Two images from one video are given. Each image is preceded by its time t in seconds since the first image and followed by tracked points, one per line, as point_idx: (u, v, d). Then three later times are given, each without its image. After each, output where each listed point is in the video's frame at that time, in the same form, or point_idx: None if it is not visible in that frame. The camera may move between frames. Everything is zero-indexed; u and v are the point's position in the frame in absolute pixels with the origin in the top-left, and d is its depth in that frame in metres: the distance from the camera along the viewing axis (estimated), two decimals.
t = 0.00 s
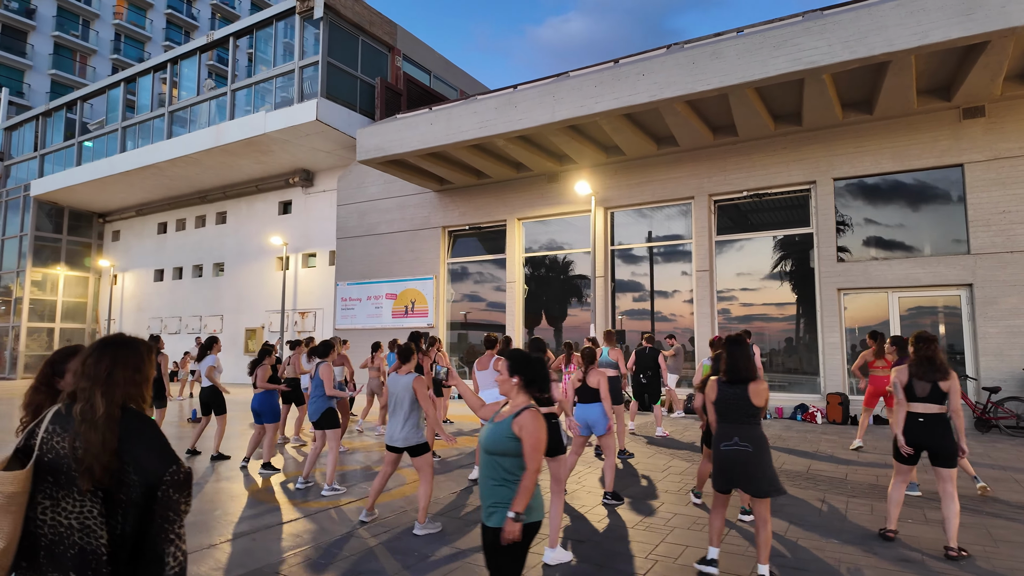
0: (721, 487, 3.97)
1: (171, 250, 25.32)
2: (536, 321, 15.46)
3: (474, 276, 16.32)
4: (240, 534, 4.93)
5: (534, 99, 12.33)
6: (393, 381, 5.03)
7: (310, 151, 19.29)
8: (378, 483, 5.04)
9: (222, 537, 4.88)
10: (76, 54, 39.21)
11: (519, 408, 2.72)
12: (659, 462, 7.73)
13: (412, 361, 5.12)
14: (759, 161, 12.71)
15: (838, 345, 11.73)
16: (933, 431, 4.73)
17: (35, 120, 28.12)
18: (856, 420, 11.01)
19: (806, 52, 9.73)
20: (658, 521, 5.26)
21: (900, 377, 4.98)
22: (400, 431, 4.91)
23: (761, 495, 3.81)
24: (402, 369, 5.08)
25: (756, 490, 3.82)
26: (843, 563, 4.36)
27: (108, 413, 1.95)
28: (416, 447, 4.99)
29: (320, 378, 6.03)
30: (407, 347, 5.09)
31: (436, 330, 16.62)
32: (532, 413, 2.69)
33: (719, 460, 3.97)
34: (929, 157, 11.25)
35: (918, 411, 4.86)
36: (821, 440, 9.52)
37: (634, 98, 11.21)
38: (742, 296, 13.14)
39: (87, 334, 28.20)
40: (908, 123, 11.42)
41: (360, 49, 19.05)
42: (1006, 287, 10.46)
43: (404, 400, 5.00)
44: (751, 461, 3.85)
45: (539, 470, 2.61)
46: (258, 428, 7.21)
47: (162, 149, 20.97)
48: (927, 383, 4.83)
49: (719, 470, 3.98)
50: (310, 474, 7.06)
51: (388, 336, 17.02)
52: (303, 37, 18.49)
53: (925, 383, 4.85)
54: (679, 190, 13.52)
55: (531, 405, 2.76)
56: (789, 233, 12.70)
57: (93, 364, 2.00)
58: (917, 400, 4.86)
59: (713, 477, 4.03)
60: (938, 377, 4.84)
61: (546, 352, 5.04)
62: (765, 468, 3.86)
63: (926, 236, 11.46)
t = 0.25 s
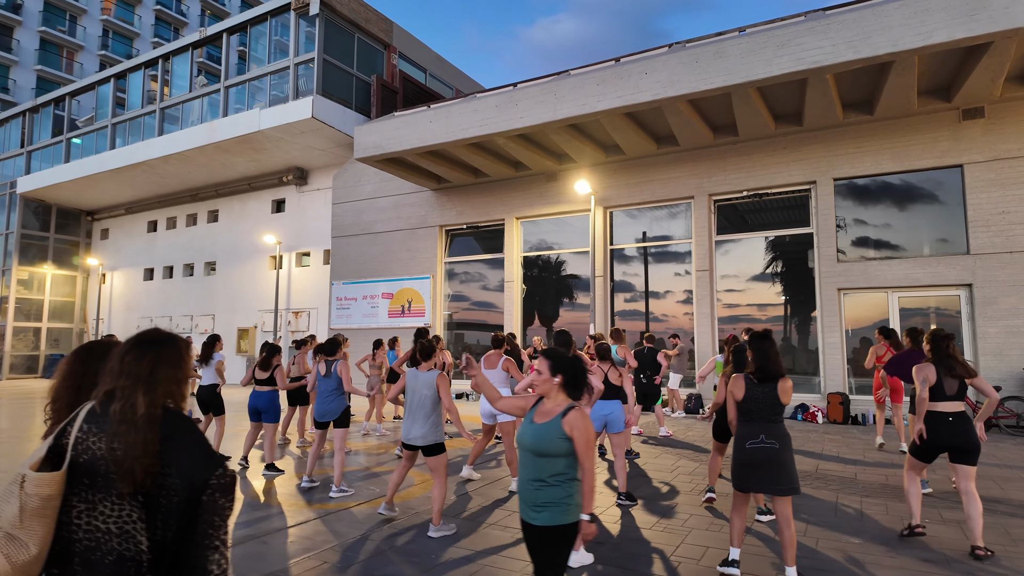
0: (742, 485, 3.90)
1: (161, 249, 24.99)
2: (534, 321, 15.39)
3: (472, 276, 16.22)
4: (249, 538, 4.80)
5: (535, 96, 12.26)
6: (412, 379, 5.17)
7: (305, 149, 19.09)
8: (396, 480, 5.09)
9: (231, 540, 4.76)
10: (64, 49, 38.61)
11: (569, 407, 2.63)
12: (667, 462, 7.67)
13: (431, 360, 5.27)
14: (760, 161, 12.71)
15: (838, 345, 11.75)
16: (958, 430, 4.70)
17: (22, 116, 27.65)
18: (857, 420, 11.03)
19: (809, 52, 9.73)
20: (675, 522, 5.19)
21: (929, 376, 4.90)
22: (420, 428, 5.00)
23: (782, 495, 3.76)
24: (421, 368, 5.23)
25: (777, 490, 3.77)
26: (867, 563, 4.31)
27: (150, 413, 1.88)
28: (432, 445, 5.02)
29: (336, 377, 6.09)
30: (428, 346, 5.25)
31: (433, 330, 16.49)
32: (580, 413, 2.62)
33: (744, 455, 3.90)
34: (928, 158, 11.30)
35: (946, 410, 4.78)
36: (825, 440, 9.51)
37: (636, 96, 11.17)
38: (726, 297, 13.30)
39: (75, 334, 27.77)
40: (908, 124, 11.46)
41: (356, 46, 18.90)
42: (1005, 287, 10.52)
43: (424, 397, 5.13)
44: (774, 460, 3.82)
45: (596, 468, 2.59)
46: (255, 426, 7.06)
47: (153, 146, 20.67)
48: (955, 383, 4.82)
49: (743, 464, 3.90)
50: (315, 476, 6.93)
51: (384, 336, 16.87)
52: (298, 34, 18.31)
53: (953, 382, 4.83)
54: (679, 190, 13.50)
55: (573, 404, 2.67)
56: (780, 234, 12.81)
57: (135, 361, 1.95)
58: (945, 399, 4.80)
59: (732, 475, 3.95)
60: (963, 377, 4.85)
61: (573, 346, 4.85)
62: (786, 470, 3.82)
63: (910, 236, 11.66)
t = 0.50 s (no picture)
0: (747, 491, 3.58)
1: (147, 248, 24.55)
2: (529, 322, 15.31)
3: (467, 277, 16.10)
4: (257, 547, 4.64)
5: (534, 96, 12.18)
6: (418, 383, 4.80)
7: (296, 147, 18.84)
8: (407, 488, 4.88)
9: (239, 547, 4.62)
10: (45, 44, 37.80)
11: (616, 410, 2.58)
12: (674, 465, 7.61)
13: (439, 362, 4.88)
14: (757, 163, 12.74)
15: (834, 346, 11.79)
16: (961, 435, 4.57)
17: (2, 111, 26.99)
18: (853, 422, 11.10)
19: (810, 54, 9.76)
20: (689, 527, 5.13)
21: (932, 377, 4.72)
22: (426, 434, 4.60)
23: (793, 502, 3.46)
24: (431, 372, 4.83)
25: (786, 496, 3.46)
26: (888, 568, 4.28)
27: (194, 423, 1.79)
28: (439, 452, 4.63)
29: (337, 380, 5.84)
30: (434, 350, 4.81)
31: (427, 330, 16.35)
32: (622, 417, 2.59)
33: (748, 462, 3.60)
34: (924, 161, 11.40)
35: (947, 412, 4.65)
36: (824, 441, 9.53)
37: (635, 97, 11.15)
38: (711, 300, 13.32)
39: (57, 334, 27.16)
40: (903, 128, 11.55)
41: (349, 44, 18.71)
42: (999, 290, 10.64)
43: (430, 401, 4.73)
44: (782, 464, 3.50)
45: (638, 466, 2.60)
46: (249, 430, 6.89)
47: (140, 143, 20.27)
48: (957, 387, 4.65)
49: (744, 472, 3.60)
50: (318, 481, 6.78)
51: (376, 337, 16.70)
52: (290, 30, 18.07)
53: (956, 386, 4.65)
54: (676, 191, 13.50)
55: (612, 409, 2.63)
56: (767, 236, 12.91)
57: (176, 370, 1.87)
58: (947, 402, 4.65)
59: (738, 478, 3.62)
60: (966, 380, 4.66)
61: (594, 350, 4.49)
62: (794, 478, 3.49)
63: (891, 237, 11.84)
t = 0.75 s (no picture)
0: (768, 494, 3.44)
1: (133, 247, 24.16)
2: (525, 322, 15.27)
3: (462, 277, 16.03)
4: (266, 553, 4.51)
5: (532, 95, 12.12)
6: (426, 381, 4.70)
7: (288, 145, 18.62)
8: (416, 492, 4.76)
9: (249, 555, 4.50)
10: (27, 39, 37.07)
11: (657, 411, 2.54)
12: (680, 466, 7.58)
13: (445, 362, 4.78)
14: (754, 164, 12.77)
15: (831, 347, 11.86)
16: (970, 436, 4.46)
17: None
18: (851, 421, 11.15)
19: (810, 56, 9.78)
20: (704, 529, 5.09)
21: (937, 377, 4.67)
22: (433, 433, 4.50)
23: (816, 502, 3.31)
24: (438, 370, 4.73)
25: (809, 496, 3.30)
26: (909, 568, 4.26)
27: (240, 430, 1.69)
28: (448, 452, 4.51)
29: (341, 382, 5.71)
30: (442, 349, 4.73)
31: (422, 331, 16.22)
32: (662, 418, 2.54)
33: (766, 464, 3.48)
34: (920, 163, 11.49)
35: (954, 413, 4.55)
36: (824, 441, 9.56)
37: (635, 96, 11.12)
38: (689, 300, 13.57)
39: (40, 334, 26.64)
40: (899, 130, 11.64)
41: (342, 41, 18.53)
42: (994, 290, 10.75)
43: (436, 401, 4.61)
44: (803, 464, 3.35)
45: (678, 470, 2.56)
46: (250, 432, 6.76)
47: (127, 140, 19.91)
48: (964, 386, 4.55)
49: (763, 474, 3.48)
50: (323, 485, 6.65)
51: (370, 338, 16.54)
52: (282, 27, 17.84)
53: (963, 386, 4.56)
54: (673, 192, 13.50)
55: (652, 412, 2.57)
56: (754, 238, 13.02)
57: (218, 374, 1.76)
58: (955, 403, 4.56)
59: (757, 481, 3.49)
60: (973, 379, 4.56)
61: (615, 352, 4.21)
62: (817, 476, 3.34)
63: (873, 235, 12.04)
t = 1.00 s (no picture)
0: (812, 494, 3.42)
1: (126, 245, 23.86)
2: (526, 321, 15.19)
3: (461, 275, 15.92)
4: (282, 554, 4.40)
5: (536, 92, 12.05)
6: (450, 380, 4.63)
7: (285, 143, 18.43)
8: (438, 493, 4.65)
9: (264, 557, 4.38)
10: (15, 34, 36.57)
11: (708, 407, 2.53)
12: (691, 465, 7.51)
13: (468, 360, 4.70)
14: (757, 163, 12.74)
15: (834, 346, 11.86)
16: (1008, 436, 4.43)
17: None
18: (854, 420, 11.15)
19: (817, 53, 9.76)
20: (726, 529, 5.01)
21: (967, 379, 4.64)
22: (462, 433, 4.42)
23: (862, 503, 3.27)
24: (460, 369, 4.63)
25: (855, 498, 3.28)
26: (937, 568, 4.20)
27: (299, 427, 1.60)
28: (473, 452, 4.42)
29: (357, 381, 5.61)
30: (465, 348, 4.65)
31: (421, 330, 16.10)
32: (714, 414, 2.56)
33: (810, 466, 3.44)
34: (922, 162, 11.50)
35: (991, 413, 4.52)
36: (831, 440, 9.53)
37: (640, 94, 11.05)
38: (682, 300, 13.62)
39: (30, 334, 26.27)
40: (902, 129, 11.65)
41: (340, 38, 18.38)
42: (997, 289, 10.78)
43: (461, 399, 4.53)
44: (848, 465, 3.31)
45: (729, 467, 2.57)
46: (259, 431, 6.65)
47: (121, 137, 19.65)
48: (998, 386, 4.51)
49: (808, 476, 3.45)
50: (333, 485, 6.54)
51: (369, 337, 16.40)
52: (279, 23, 17.66)
53: (996, 386, 4.52)
54: (675, 190, 13.46)
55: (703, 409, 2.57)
56: (749, 238, 13.06)
57: (272, 368, 1.66)
58: (989, 404, 4.53)
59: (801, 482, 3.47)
60: (1007, 378, 4.52)
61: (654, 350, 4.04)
62: (864, 477, 3.30)
63: (868, 235, 12.08)
